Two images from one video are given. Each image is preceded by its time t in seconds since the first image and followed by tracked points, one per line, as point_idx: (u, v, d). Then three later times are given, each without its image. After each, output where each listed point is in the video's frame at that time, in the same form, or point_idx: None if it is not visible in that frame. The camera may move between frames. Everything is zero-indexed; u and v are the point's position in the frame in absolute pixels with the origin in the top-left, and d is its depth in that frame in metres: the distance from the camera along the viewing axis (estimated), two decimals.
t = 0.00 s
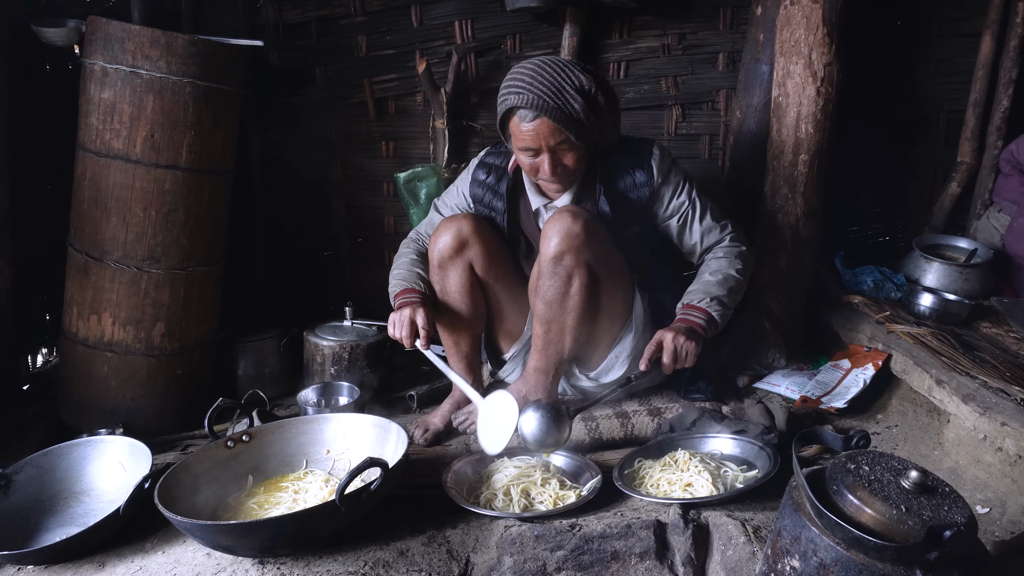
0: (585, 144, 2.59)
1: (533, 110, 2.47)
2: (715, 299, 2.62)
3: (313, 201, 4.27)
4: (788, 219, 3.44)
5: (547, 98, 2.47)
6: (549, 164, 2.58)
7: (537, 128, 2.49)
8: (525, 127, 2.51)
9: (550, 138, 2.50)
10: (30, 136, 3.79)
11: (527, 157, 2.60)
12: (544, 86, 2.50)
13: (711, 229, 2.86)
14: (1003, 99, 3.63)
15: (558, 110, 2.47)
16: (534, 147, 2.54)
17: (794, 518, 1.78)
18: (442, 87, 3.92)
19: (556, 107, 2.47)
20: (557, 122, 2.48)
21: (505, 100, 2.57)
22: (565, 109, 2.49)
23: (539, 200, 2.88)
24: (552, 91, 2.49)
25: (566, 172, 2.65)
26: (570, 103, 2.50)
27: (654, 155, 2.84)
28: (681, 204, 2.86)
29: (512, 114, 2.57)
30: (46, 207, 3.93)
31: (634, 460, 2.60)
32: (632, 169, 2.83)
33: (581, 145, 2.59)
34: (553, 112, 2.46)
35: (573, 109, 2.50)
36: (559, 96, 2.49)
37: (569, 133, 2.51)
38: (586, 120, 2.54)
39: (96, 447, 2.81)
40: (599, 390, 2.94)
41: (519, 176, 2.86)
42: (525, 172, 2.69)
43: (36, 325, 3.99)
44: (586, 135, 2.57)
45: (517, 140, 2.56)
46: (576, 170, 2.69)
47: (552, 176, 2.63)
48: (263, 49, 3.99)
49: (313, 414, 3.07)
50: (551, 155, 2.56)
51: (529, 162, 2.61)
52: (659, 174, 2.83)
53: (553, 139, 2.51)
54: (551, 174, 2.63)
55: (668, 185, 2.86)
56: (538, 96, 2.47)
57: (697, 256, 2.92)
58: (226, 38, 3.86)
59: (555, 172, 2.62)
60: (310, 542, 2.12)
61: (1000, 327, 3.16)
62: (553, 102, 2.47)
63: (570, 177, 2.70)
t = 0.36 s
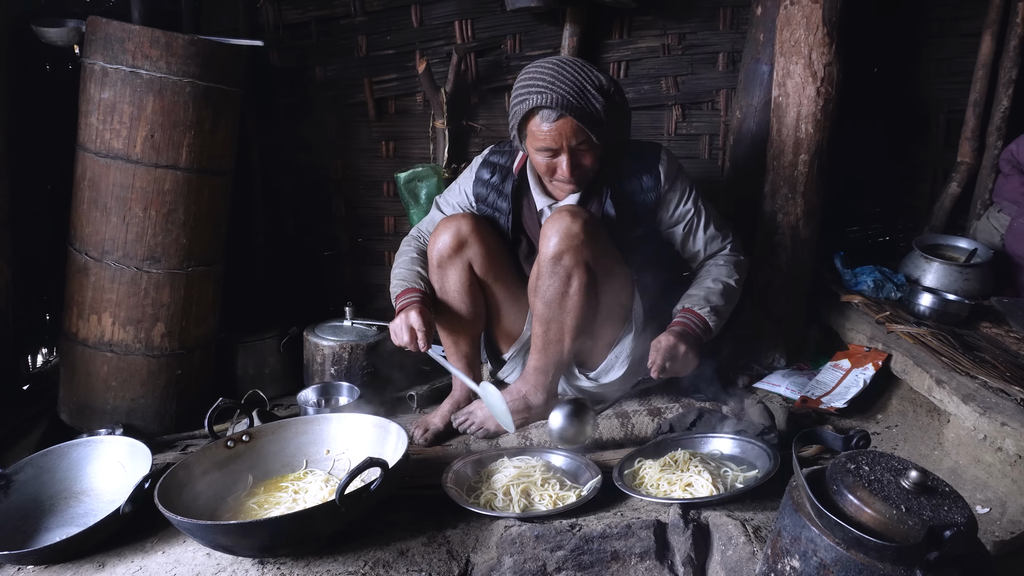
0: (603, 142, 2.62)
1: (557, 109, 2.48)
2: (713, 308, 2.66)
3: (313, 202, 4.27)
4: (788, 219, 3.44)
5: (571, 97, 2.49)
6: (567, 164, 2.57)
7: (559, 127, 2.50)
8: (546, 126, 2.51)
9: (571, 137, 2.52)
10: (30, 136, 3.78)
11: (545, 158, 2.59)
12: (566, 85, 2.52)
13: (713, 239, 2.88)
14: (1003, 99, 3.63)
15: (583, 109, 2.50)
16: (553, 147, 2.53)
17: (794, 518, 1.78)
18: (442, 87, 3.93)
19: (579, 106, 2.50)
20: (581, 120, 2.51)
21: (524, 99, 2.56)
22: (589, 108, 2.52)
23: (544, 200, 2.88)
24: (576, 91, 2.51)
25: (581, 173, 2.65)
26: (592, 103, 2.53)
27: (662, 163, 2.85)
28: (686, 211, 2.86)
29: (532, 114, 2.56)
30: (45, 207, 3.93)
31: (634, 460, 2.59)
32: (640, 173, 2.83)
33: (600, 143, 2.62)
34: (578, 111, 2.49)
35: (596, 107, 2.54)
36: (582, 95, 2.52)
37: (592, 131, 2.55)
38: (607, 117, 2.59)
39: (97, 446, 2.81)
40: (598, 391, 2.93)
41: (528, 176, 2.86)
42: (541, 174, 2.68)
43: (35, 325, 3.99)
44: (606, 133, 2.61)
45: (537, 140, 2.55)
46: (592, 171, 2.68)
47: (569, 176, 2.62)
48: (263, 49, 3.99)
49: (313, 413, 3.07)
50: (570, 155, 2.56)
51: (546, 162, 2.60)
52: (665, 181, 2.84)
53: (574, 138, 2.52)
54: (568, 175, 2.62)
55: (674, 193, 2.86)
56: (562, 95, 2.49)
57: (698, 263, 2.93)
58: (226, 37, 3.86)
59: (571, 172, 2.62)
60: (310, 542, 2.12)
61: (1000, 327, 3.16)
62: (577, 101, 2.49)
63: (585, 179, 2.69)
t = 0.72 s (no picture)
0: (583, 149, 2.58)
1: (533, 105, 2.49)
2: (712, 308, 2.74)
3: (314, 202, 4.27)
4: (788, 219, 3.44)
5: (549, 97, 2.48)
6: (543, 161, 2.59)
7: (536, 124, 2.51)
8: (526, 120, 2.53)
9: (547, 136, 2.52)
10: (29, 136, 3.78)
11: (527, 150, 2.62)
12: (551, 83, 2.51)
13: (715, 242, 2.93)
14: (1003, 99, 3.63)
15: (558, 111, 2.48)
16: (531, 142, 2.56)
17: (794, 518, 1.78)
18: (442, 87, 3.93)
19: (556, 107, 2.47)
20: (555, 121, 2.49)
21: (513, 88, 2.59)
22: (567, 111, 2.49)
23: (545, 201, 2.90)
24: (557, 91, 2.50)
25: (561, 172, 2.66)
26: (572, 107, 2.49)
27: (664, 165, 2.86)
28: (688, 213, 2.89)
29: (516, 104, 2.59)
30: (45, 207, 3.93)
31: (634, 460, 2.59)
32: (641, 175, 2.83)
33: (580, 149, 2.58)
34: (553, 112, 2.47)
35: (574, 113, 2.50)
36: (563, 97, 2.49)
37: (566, 134, 2.51)
38: (588, 126, 2.54)
39: (97, 446, 2.81)
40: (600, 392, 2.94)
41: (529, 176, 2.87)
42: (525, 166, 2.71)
43: (35, 325, 3.99)
44: (584, 142, 2.56)
45: (518, 131, 2.59)
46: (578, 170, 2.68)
47: (550, 174, 2.64)
48: (263, 49, 3.99)
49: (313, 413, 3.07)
50: (549, 152, 2.58)
51: (526, 155, 2.63)
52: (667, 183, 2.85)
53: (550, 138, 2.52)
54: (546, 172, 2.64)
55: (676, 195, 2.89)
56: (540, 92, 2.48)
57: (700, 266, 2.98)
58: (225, 37, 3.86)
59: (549, 170, 2.63)
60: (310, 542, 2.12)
61: (1000, 327, 3.16)
62: (554, 102, 2.47)
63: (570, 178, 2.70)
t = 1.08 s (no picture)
0: (543, 142, 2.56)
1: (498, 92, 2.57)
2: (672, 310, 2.46)
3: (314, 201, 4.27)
4: (788, 219, 3.45)
5: (511, 85, 2.52)
6: (508, 149, 2.64)
7: (498, 110, 2.58)
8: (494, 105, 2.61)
9: (506, 123, 2.57)
10: (30, 136, 3.79)
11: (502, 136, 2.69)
12: (517, 72, 2.54)
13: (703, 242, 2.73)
14: (1003, 99, 3.64)
15: (517, 100, 2.50)
16: (499, 127, 2.62)
17: (794, 518, 1.78)
18: (442, 87, 3.93)
19: (514, 95, 2.51)
20: (510, 109, 2.53)
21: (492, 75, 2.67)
22: (525, 101, 2.50)
23: (539, 200, 2.90)
24: (520, 80, 2.52)
25: (527, 164, 2.65)
26: (530, 98, 2.49)
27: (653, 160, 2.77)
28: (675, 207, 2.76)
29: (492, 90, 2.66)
30: (45, 206, 3.93)
31: (634, 460, 2.59)
32: (628, 173, 2.77)
33: (540, 142, 2.56)
34: (511, 100, 2.51)
35: (533, 104, 2.49)
36: (522, 86, 2.51)
37: (520, 124, 2.53)
38: (547, 120, 2.51)
39: (96, 446, 2.81)
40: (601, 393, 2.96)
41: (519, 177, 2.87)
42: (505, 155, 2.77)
43: (35, 325, 3.99)
44: (542, 135, 2.54)
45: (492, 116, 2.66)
46: (547, 163, 2.65)
47: (517, 162, 2.66)
48: (263, 49, 3.98)
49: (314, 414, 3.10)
50: (512, 140, 2.61)
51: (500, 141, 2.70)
52: (656, 179, 2.76)
53: (509, 125, 2.56)
54: (511, 160, 2.67)
55: (663, 190, 2.77)
56: (505, 80, 2.54)
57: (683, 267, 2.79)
58: (225, 37, 3.86)
59: (514, 159, 2.66)
60: (310, 542, 2.12)
61: (1000, 327, 3.16)
62: (513, 89, 2.51)
63: (540, 171, 2.68)
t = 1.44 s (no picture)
0: (510, 141, 2.53)
1: (466, 92, 2.55)
2: (589, 307, 2.31)
3: (314, 201, 4.27)
4: (788, 219, 3.45)
5: (478, 85, 2.50)
6: (478, 148, 2.63)
7: (467, 110, 2.58)
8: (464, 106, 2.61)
9: (473, 122, 2.57)
10: (30, 136, 3.79)
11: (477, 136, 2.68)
12: (482, 73, 2.52)
13: (650, 231, 2.53)
14: (1003, 99, 3.64)
15: (483, 100, 2.49)
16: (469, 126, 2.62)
17: (794, 518, 1.78)
18: (442, 87, 3.93)
19: (480, 95, 2.49)
20: (477, 109, 2.51)
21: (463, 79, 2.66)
22: (490, 101, 2.47)
23: (522, 205, 2.86)
24: (486, 80, 2.50)
25: (498, 164, 2.63)
26: (494, 98, 2.47)
27: (613, 154, 2.71)
28: (631, 194, 2.64)
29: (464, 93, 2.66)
30: (45, 206, 3.93)
31: (634, 460, 2.59)
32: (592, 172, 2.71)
33: (507, 141, 2.54)
34: (477, 100, 2.49)
35: (497, 104, 2.47)
36: (487, 87, 2.49)
37: (487, 123, 2.51)
38: (511, 120, 2.47)
39: (95, 446, 2.81)
40: (601, 394, 2.95)
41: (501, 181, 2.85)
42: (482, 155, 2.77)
43: (36, 325, 3.99)
44: (508, 133, 2.50)
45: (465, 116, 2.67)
46: (517, 163, 2.63)
47: (487, 162, 2.64)
48: (263, 49, 3.98)
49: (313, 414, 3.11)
50: (483, 140, 2.60)
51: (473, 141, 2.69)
52: (617, 175, 2.69)
53: (476, 123, 2.56)
54: (482, 159, 2.66)
55: (623, 182, 2.68)
56: (473, 80, 2.52)
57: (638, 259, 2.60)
58: (225, 37, 3.86)
59: (486, 159, 2.64)
60: (310, 542, 2.12)
61: (1000, 327, 3.16)
62: (478, 89, 2.50)
63: (510, 171, 2.65)
